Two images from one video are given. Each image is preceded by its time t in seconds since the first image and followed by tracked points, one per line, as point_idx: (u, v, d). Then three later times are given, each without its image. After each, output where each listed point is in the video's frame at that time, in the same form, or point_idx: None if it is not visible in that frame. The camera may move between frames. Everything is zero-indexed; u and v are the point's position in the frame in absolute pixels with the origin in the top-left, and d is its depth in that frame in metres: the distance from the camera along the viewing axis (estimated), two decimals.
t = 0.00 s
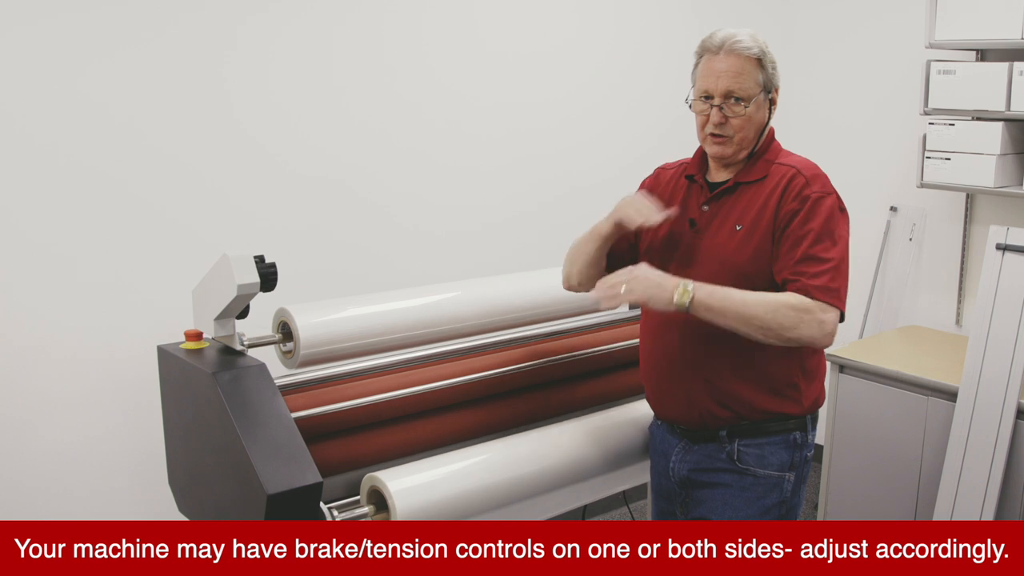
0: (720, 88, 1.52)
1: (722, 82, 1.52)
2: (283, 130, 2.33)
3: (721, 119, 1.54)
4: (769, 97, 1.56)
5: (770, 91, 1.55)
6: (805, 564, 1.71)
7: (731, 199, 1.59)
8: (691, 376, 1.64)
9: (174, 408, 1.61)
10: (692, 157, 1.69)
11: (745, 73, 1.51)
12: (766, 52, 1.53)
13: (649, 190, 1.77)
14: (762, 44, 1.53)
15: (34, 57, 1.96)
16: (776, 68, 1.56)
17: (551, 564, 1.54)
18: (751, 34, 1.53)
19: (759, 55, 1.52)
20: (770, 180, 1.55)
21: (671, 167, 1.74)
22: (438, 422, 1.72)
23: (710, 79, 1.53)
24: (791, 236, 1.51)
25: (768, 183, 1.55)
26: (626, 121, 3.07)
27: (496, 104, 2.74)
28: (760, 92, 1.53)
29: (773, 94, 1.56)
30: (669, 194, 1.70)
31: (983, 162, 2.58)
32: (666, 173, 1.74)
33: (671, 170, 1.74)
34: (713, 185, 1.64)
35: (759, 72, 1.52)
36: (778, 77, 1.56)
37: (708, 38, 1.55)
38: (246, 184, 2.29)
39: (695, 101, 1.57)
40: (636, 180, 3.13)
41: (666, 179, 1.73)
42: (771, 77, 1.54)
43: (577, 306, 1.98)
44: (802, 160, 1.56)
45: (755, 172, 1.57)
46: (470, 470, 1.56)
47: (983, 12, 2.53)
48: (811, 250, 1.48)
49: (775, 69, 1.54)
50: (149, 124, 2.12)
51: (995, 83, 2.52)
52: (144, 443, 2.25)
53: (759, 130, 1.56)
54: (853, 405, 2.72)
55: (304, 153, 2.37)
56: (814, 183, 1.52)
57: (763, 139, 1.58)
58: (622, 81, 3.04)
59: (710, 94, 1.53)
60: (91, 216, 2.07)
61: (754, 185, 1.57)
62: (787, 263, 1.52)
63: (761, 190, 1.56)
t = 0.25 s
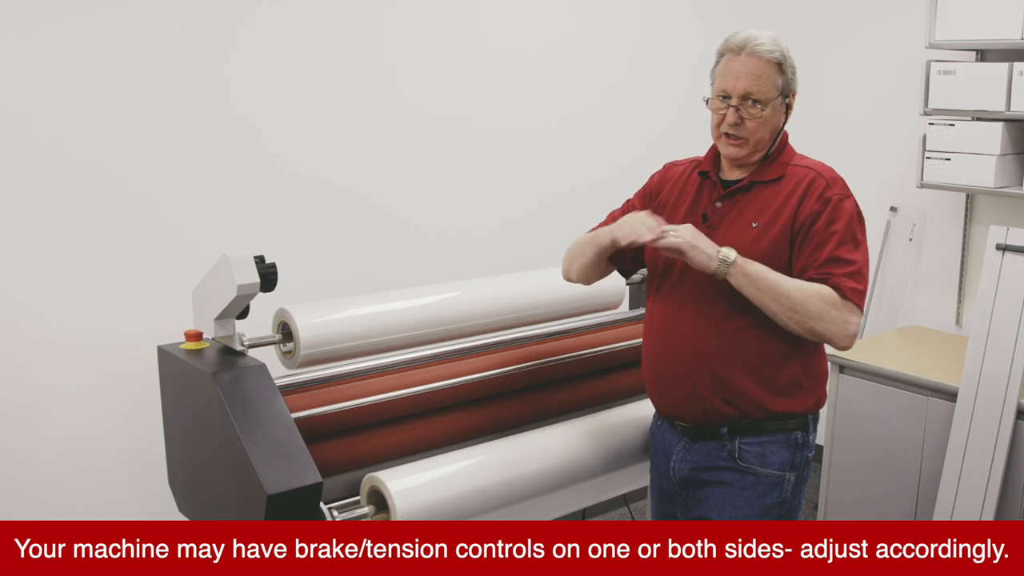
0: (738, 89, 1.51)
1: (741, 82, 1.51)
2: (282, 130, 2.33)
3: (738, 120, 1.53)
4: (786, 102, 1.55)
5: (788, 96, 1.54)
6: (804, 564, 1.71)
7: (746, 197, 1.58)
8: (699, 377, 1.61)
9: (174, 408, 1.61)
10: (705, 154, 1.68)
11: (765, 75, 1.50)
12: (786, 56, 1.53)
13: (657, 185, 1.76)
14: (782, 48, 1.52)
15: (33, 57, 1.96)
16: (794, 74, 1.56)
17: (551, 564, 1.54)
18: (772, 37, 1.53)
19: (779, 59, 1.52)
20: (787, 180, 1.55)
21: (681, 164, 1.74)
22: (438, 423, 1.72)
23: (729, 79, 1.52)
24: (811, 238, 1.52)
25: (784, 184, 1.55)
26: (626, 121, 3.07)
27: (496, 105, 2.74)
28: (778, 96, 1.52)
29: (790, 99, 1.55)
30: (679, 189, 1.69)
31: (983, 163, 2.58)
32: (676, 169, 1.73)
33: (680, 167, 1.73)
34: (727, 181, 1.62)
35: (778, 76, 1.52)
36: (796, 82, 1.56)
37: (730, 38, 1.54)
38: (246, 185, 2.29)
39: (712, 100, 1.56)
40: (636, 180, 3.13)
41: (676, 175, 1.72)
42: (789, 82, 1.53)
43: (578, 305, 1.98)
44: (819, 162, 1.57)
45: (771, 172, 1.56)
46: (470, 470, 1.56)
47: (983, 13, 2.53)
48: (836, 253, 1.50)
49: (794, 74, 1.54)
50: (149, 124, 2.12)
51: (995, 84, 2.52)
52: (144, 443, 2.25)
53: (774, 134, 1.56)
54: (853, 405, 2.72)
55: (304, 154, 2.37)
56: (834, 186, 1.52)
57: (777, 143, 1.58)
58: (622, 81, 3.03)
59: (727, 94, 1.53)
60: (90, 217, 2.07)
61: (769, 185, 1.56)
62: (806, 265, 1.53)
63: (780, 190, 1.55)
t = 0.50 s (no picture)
0: (727, 88, 1.52)
1: (731, 80, 1.52)
2: (283, 130, 2.33)
3: (728, 117, 1.53)
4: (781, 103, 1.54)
5: (782, 97, 1.54)
6: (804, 564, 1.71)
7: (748, 197, 1.59)
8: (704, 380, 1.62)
9: (174, 409, 1.62)
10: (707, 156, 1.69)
11: (756, 75, 1.50)
12: (782, 58, 1.52)
13: (658, 187, 1.76)
14: (778, 49, 1.52)
15: (34, 57, 1.96)
16: (793, 75, 1.55)
17: (551, 564, 1.55)
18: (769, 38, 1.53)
19: (774, 59, 1.51)
20: (789, 181, 1.56)
21: (683, 166, 1.74)
22: (438, 423, 1.72)
23: (722, 77, 1.53)
24: (820, 239, 1.52)
25: (787, 184, 1.56)
26: (626, 121, 3.06)
27: (497, 105, 2.74)
28: (770, 97, 1.52)
29: (785, 100, 1.54)
30: (681, 190, 1.70)
31: (983, 163, 2.58)
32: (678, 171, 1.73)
33: (682, 169, 1.74)
34: (729, 182, 1.63)
35: (771, 76, 1.51)
36: (794, 85, 1.55)
37: (727, 37, 1.55)
38: (246, 185, 2.29)
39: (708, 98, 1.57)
40: (637, 179, 3.12)
41: (678, 177, 1.72)
42: (784, 83, 1.53)
43: (578, 306, 1.98)
44: (821, 163, 1.57)
45: (774, 172, 1.57)
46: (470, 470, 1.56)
47: (983, 13, 2.53)
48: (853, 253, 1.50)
49: (790, 76, 1.53)
50: (149, 124, 2.12)
51: (995, 84, 2.52)
52: (143, 443, 2.25)
53: (767, 135, 1.56)
54: (853, 405, 2.72)
55: (304, 154, 2.37)
56: (839, 187, 1.53)
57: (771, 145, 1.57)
58: (623, 81, 3.03)
59: (720, 92, 1.54)
60: (91, 215, 2.07)
61: (772, 185, 1.57)
62: (819, 266, 1.53)
63: (781, 191, 1.56)
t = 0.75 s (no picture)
0: (684, 100, 1.58)
1: (686, 91, 1.58)
2: (284, 131, 2.33)
3: (688, 128, 1.59)
4: (745, 108, 1.56)
5: (742, 103, 1.56)
6: (805, 564, 1.71)
7: (736, 201, 1.60)
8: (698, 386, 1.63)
9: (174, 409, 1.62)
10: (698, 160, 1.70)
11: (709, 84, 1.55)
12: (741, 64, 1.55)
13: (653, 192, 1.77)
14: (736, 55, 1.55)
15: (33, 56, 1.96)
16: (757, 79, 1.56)
17: (551, 564, 1.55)
18: (729, 45, 1.56)
19: (730, 66, 1.54)
20: (776, 184, 1.56)
21: (677, 170, 1.75)
22: (437, 424, 1.72)
23: (681, 90, 1.59)
24: (808, 245, 1.53)
25: (773, 187, 1.56)
26: (626, 121, 3.06)
27: (498, 106, 2.74)
28: (727, 103, 1.55)
29: (748, 105, 1.56)
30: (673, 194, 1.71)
31: (983, 164, 2.58)
32: (672, 175, 1.74)
33: (676, 173, 1.75)
34: (718, 185, 1.64)
35: (725, 84, 1.55)
36: (760, 88, 1.56)
37: (689, 49, 1.60)
38: (246, 185, 2.29)
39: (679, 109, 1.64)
40: (637, 180, 3.12)
41: (672, 181, 1.73)
42: (744, 88, 1.55)
43: (578, 306, 1.97)
44: (808, 167, 1.58)
45: (759, 176, 1.58)
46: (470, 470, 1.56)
47: (983, 14, 2.53)
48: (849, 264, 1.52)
49: (752, 80, 1.55)
50: (150, 123, 2.12)
51: (996, 85, 2.52)
52: (144, 443, 2.25)
53: (733, 141, 1.58)
54: (853, 405, 2.72)
55: (304, 155, 2.37)
56: (827, 192, 1.53)
57: (742, 149, 1.59)
58: (622, 82, 3.03)
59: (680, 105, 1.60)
60: (91, 215, 2.08)
61: (759, 188, 1.58)
62: (809, 272, 1.54)
63: (769, 195, 1.56)
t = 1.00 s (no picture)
0: (662, 106, 1.58)
1: (665, 96, 1.58)
2: (283, 132, 2.33)
3: (669, 133, 1.59)
4: (724, 108, 1.56)
5: (721, 103, 1.55)
6: (805, 564, 1.72)
7: (715, 202, 1.60)
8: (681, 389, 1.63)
9: (175, 409, 1.62)
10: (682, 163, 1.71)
11: (685, 87, 1.54)
12: (717, 65, 1.54)
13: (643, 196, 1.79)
14: (710, 57, 1.54)
15: (34, 57, 1.96)
16: (734, 79, 1.55)
17: (551, 564, 1.55)
18: (702, 46, 1.56)
19: (706, 68, 1.54)
20: (753, 183, 1.56)
21: (665, 173, 1.76)
22: (437, 424, 1.72)
23: (659, 95, 1.59)
24: (785, 244, 1.53)
25: (751, 187, 1.57)
26: (626, 122, 3.06)
27: (498, 107, 2.74)
28: (706, 105, 1.55)
29: (727, 105, 1.56)
30: (659, 198, 1.72)
31: (983, 164, 2.58)
32: (660, 179, 1.76)
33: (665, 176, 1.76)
34: (698, 187, 1.65)
35: (702, 86, 1.54)
36: (738, 87, 1.55)
37: (664, 53, 1.60)
38: (246, 186, 2.29)
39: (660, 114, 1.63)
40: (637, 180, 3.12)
41: (659, 185, 1.75)
42: (722, 89, 1.54)
43: (578, 306, 1.97)
44: (787, 164, 1.58)
45: (739, 175, 1.58)
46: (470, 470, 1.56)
47: (983, 14, 2.53)
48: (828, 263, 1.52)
49: (729, 80, 1.55)
50: (150, 123, 2.12)
51: (996, 85, 2.52)
52: (144, 442, 2.25)
53: (714, 143, 1.58)
54: (854, 405, 2.72)
55: (304, 156, 2.38)
56: (802, 190, 1.53)
57: (723, 150, 1.59)
58: (622, 82, 3.03)
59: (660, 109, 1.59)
60: (92, 214, 2.08)
61: (737, 188, 1.58)
62: (785, 271, 1.54)
63: (746, 195, 1.56)
